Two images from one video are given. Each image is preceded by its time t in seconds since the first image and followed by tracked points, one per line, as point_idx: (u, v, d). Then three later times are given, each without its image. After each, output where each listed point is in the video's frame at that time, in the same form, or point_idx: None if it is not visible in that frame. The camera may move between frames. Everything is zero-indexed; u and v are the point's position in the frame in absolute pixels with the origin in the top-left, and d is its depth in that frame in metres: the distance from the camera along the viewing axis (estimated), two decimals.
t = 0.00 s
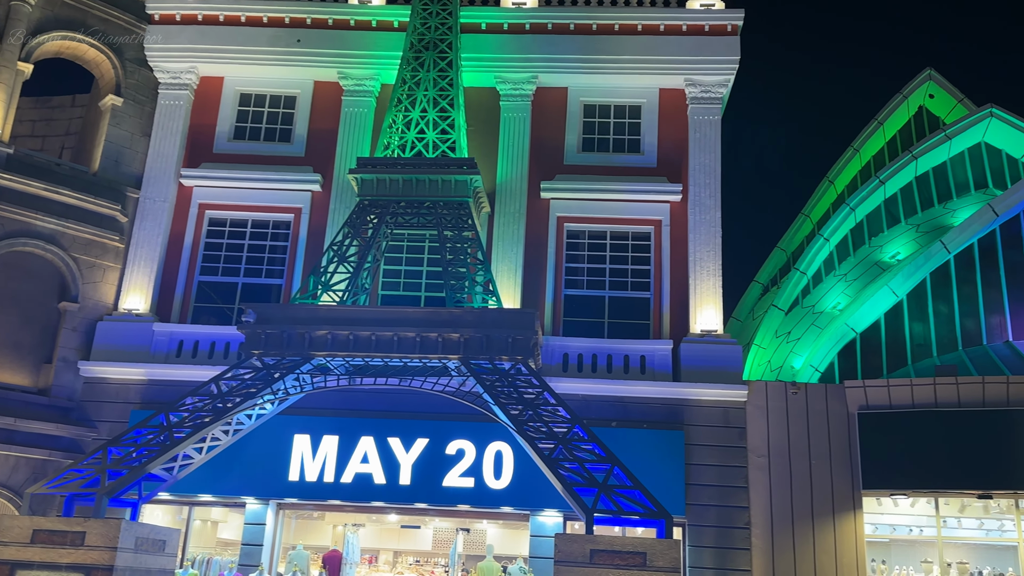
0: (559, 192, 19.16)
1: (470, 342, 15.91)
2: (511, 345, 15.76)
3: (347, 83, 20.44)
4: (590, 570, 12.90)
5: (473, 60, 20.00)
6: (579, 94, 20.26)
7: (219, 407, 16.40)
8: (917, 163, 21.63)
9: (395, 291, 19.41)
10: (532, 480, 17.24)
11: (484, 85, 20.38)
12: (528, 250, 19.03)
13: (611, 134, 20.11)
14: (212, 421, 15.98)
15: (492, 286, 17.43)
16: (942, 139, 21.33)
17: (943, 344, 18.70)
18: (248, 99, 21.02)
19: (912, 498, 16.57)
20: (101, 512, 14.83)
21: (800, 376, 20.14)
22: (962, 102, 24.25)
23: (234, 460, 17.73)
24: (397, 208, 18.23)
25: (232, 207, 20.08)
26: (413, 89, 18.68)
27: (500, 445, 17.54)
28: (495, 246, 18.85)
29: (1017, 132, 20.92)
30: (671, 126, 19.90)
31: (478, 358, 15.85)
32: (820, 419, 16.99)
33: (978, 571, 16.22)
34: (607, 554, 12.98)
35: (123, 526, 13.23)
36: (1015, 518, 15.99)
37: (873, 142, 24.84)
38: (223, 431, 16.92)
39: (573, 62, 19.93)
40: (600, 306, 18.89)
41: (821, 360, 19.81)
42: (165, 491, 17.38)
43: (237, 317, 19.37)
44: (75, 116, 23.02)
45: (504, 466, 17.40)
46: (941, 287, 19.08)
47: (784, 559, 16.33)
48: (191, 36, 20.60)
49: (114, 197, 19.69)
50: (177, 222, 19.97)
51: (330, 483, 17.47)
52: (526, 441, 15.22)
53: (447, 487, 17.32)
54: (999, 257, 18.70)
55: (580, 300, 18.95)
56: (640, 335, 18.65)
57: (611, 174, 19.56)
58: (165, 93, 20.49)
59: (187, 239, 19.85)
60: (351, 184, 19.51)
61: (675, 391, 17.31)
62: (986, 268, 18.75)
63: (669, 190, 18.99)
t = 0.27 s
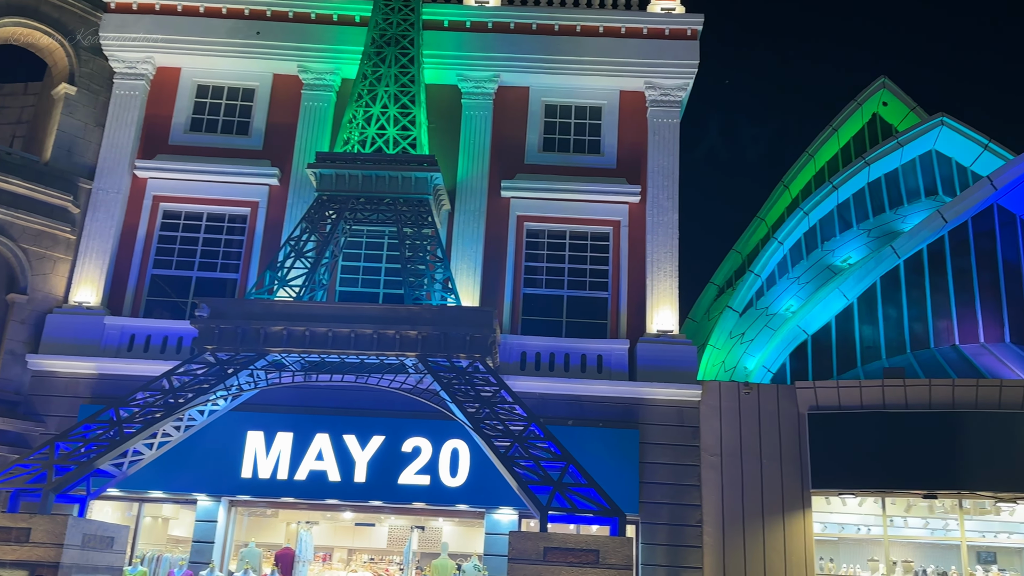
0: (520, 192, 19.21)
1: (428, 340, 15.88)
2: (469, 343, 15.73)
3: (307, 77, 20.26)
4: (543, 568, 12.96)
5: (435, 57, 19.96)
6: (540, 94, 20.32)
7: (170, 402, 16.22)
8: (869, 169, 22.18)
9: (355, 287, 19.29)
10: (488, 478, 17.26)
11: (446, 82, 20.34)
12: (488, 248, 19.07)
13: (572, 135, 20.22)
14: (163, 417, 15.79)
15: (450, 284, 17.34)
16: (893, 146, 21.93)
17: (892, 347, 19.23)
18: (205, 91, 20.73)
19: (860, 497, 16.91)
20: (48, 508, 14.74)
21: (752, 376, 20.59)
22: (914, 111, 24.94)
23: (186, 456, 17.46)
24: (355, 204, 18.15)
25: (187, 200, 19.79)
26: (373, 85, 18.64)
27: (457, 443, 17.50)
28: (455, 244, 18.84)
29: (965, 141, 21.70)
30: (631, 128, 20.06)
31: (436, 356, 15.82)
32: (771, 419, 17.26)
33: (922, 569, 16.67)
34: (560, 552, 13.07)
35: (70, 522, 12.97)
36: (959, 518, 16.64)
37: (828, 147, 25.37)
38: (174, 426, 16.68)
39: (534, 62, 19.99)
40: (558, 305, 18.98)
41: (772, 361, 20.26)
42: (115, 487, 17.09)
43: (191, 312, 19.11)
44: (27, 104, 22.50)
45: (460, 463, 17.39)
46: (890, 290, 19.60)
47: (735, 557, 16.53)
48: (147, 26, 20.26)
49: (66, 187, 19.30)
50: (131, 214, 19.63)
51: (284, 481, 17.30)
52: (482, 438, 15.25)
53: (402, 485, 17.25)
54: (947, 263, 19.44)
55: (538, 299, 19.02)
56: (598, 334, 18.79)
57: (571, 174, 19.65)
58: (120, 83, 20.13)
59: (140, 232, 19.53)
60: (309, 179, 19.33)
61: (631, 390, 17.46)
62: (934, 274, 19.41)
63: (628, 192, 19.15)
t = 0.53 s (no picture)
0: (479, 191, 19.21)
1: (384, 338, 15.79)
2: (426, 341, 15.77)
3: (265, 70, 20.04)
4: (496, 568, 12.92)
5: (396, 53, 19.88)
6: (501, 94, 20.35)
7: (119, 398, 15.96)
8: (821, 175, 22.64)
9: (310, 284, 19.16)
10: (442, 477, 17.20)
11: (406, 79, 20.27)
12: (447, 247, 19.04)
13: (532, 135, 20.27)
14: (112, 413, 15.46)
15: (408, 281, 17.32)
16: (845, 153, 22.43)
17: (841, 349, 19.71)
18: (160, 82, 20.39)
19: (809, 497, 17.18)
20: None
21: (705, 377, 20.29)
22: (866, 119, 25.63)
23: (134, 453, 17.12)
24: (313, 200, 17.98)
25: (140, 193, 19.44)
26: (333, 80, 18.51)
27: (412, 442, 17.41)
28: (414, 242, 18.76)
29: (914, 149, 22.22)
30: (591, 129, 20.18)
31: (392, 354, 15.76)
32: (723, 420, 17.49)
33: (868, 569, 17.07)
34: (513, 550, 13.04)
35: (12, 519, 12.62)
36: (904, 518, 17.10)
37: (782, 153, 25.80)
38: (122, 423, 16.38)
39: (496, 61, 20.02)
40: (516, 305, 19.02)
41: (726, 362, 20.06)
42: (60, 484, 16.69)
43: (142, 307, 18.77)
44: None
45: (415, 462, 17.31)
46: (840, 294, 19.99)
47: (685, 556, 16.69)
48: (102, 15, 19.91)
49: (15, 176, 18.93)
50: (81, 206, 19.20)
51: (235, 479, 17.04)
52: (437, 436, 15.16)
53: (356, 484, 17.12)
54: (896, 269, 19.91)
55: (495, 298, 19.03)
56: (555, 334, 18.86)
57: (531, 174, 19.70)
58: (73, 72, 19.75)
59: (91, 225, 19.11)
60: (265, 173, 19.07)
61: (587, 390, 17.54)
62: (883, 278, 19.87)
63: (586, 193, 19.27)
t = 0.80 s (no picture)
0: (439, 190, 19.16)
1: (340, 336, 15.64)
2: (382, 340, 15.67)
3: (223, 64, 19.78)
4: (450, 567, 12.89)
5: (356, 50, 19.76)
6: (462, 93, 20.33)
7: (67, 394, 15.55)
8: (776, 181, 23.01)
9: (265, 281, 18.92)
10: (397, 476, 17.12)
11: (366, 76, 20.15)
12: (405, 246, 18.97)
13: (493, 135, 20.26)
14: (59, 409, 15.17)
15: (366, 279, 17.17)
16: (800, 160, 22.83)
17: (792, 353, 19.99)
18: (115, 73, 20.03)
19: (759, 497, 17.43)
20: None
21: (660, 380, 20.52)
22: (820, 127, 26.20)
23: (82, 449, 16.75)
24: (269, 196, 17.79)
25: (91, 185, 19.04)
26: (292, 75, 18.33)
27: (367, 441, 17.29)
28: (372, 240, 18.65)
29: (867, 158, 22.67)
30: (551, 131, 20.24)
31: (348, 352, 15.62)
32: (677, 421, 17.67)
33: (816, 569, 17.40)
34: (466, 550, 13.04)
35: None
36: (851, 519, 17.49)
37: (737, 160, 26.22)
38: (70, 419, 16.25)
39: (457, 60, 20.00)
40: (474, 304, 19.01)
41: (680, 365, 20.28)
42: (3, 481, 16.27)
43: (92, 301, 18.40)
44: None
45: (369, 462, 17.20)
46: (792, 298, 20.32)
47: (637, 556, 16.79)
48: (55, 3, 19.53)
49: None
50: (30, 197, 18.76)
51: (185, 477, 16.75)
52: (392, 434, 15.04)
53: (308, 483, 16.94)
54: (846, 274, 20.33)
55: (453, 298, 19.00)
56: (512, 334, 18.89)
57: (491, 174, 19.71)
58: (23, 61, 19.31)
59: (40, 216, 18.67)
60: (221, 167, 18.80)
61: (543, 390, 17.58)
62: (833, 284, 20.28)
63: (546, 194, 19.33)
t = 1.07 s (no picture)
0: (400, 188, 19.08)
1: (297, 334, 15.37)
2: (340, 339, 15.44)
3: (181, 57, 19.50)
4: (405, 567, 12.82)
5: (318, 46, 19.61)
6: (424, 92, 20.27)
7: (15, 390, 15.25)
8: (733, 187, 23.37)
9: (221, 277, 18.66)
10: (353, 476, 17.00)
11: (328, 73, 19.99)
12: (365, 244, 18.86)
13: (455, 135, 20.21)
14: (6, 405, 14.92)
15: (324, 277, 16.91)
16: (756, 166, 23.23)
17: (746, 356, 20.27)
18: (70, 63, 19.65)
19: (712, 498, 17.58)
20: None
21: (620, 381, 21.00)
22: (777, 135, 26.75)
23: (29, 447, 16.39)
24: (226, 190, 17.51)
25: (44, 176, 18.64)
26: (251, 69, 18.14)
27: (322, 440, 17.15)
28: (332, 238, 18.53)
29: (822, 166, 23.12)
30: (513, 132, 20.27)
31: (305, 351, 15.37)
32: (633, 423, 17.80)
33: (766, 569, 17.74)
34: (422, 550, 12.97)
35: None
36: (801, 520, 17.68)
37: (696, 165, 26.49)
38: (17, 415, 15.75)
39: (420, 59, 19.95)
40: (434, 304, 18.95)
41: (637, 366, 20.56)
42: None
43: (43, 295, 17.99)
44: None
45: (325, 461, 17.07)
46: (747, 302, 20.60)
47: (592, 556, 16.85)
48: None
49: None
50: None
51: (136, 475, 16.46)
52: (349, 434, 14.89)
53: (263, 482, 16.74)
54: (800, 279, 20.71)
55: (412, 297, 18.93)
56: (471, 335, 18.88)
57: (452, 174, 19.67)
58: None
59: None
60: (177, 161, 18.51)
61: (502, 391, 17.59)
62: (788, 288, 20.62)
63: (507, 195, 19.35)
